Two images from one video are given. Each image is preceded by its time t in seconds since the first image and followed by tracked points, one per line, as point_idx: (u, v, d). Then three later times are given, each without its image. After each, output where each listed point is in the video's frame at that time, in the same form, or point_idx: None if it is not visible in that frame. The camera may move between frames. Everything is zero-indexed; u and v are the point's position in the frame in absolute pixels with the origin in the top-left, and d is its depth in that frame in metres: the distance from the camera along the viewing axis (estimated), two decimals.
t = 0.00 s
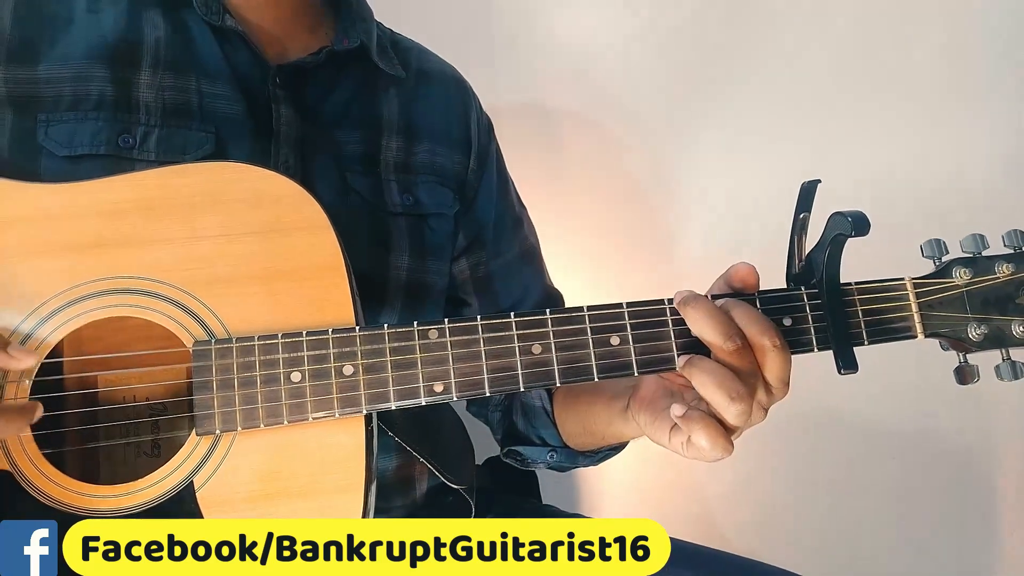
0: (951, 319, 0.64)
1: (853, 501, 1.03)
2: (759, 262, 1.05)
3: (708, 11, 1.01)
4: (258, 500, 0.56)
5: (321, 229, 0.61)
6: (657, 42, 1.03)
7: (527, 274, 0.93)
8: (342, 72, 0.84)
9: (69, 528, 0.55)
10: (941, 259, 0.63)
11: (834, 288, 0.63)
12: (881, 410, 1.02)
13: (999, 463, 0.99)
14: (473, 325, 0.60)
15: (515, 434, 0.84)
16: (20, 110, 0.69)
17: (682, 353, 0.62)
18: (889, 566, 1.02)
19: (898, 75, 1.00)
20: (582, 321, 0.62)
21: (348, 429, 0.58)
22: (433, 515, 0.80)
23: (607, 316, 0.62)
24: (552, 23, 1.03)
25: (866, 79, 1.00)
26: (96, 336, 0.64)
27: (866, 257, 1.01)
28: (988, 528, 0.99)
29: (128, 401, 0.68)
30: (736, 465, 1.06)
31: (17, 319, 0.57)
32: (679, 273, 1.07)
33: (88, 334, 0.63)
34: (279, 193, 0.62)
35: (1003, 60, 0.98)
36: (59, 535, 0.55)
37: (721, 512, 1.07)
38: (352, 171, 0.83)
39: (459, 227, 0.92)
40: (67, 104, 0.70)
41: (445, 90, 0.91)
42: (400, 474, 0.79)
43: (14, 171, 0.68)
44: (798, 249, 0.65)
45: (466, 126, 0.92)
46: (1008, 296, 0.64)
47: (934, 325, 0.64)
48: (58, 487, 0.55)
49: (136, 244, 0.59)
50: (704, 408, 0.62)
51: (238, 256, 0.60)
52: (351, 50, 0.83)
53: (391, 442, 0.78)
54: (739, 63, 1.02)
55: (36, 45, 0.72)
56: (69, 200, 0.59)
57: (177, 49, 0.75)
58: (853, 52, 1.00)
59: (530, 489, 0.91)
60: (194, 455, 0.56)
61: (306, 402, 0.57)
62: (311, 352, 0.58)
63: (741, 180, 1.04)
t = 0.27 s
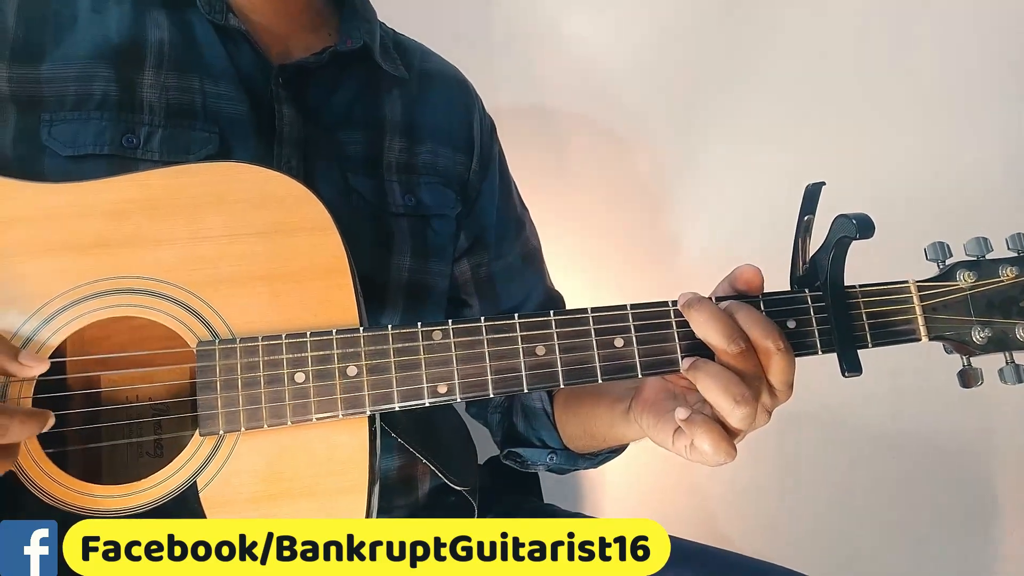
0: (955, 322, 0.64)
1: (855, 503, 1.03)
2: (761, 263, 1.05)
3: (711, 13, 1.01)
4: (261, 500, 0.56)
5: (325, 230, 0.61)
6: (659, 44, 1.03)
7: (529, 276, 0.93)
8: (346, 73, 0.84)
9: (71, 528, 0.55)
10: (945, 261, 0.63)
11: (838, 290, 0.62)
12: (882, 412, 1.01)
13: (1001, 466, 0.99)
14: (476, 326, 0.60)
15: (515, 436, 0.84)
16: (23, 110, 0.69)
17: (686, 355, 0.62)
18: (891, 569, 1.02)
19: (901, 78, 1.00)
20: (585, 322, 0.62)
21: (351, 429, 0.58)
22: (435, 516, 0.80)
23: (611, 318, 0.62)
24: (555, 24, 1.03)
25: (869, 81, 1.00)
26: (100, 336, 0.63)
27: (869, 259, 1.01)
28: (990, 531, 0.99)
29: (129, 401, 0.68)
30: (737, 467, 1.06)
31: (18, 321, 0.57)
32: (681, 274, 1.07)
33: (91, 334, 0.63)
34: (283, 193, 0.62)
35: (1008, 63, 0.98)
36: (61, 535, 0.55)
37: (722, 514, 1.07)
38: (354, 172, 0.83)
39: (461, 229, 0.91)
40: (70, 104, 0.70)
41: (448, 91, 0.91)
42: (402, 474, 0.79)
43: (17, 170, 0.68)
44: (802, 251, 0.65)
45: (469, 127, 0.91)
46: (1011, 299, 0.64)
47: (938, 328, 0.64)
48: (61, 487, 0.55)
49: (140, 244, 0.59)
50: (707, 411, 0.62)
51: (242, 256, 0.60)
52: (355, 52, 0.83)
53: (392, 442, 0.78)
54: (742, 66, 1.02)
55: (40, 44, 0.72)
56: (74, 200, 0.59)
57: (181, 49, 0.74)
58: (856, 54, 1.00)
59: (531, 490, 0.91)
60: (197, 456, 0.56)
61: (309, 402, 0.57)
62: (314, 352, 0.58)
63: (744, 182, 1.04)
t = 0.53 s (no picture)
0: (957, 323, 0.64)
1: (855, 503, 1.02)
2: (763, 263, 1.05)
3: (714, 12, 1.00)
4: (258, 501, 0.56)
5: (323, 229, 0.61)
6: (661, 43, 1.02)
7: (530, 278, 0.92)
8: (345, 73, 0.84)
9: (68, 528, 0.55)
10: (947, 262, 0.63)
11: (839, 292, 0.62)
12: (884, 413, 1.01)
13: (1003, 467, 0.99)
14: (475, 326, 0.60)
15: (516, 437, 0.84)
16: (21, 108, 0.69)
17: (685, 356, 0.61)
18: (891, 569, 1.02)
19: (905, 77, 0.99)
20: (584, 323, 0.61)
21: (348, 430, 0.58)
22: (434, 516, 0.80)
23: (610, 319, 0.61)
24: (556, 22, 1.02)
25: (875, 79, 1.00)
26: (99, 335, 0.63)
27: (871, 259, 1.01)
28: (991, 533, 0.99)
29: (127, 401, 0.68)
30: (738, 467, 1.06)
31: (16, 320, 0.57)
32: (681, 274, 1.07)
33: (89, 334, 0.63)
34: (281, 192, 0.61)
35: (1013, 61, 0.97)
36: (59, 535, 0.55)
37: (723, 514, 1.07)
38: (353, 172, 0.82)
39: (461, 230, 0.91)
40: (68, 102, 0.70)
41: (448, 90, 0.91)
42: (401, 474, 0.79)
43: (15, 169, 0.68)
44: (803, 252, 0.65)
45: (469, 127, 0.91)
46: (1014, 301, 0.64)
47: (940, 329, 0.64)
48: (58, 487, 0.55)
49: (137, 244, 0.59)
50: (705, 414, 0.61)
51: (239, 256, 0.59)
52: (356, 51, 0.83)
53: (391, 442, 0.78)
54: (745, 65, 1.01)
55: (38, 42, 0.71)
56: (71, 199, 0.59)
57: (180, 47, 0.74)
58: (860, 52, 1.00)
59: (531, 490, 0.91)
60: (193, 456, 0.56)
61: (307, 403, 0.57)
62: (311, 353, 0.58)
63: (745, 181, 1.04)
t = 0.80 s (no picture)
0: (958, 325, 0.64)
1: (857, 506, 1.02)
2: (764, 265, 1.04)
3: (711, 16, 1.00)
4: (257, 501, 0.56)
5: (323, 230, 0.61)
6: (661, 43, 1.02)
7: (529, 283, 0.92)
8: (346, 75, 0.84)
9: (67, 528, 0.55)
10: (949, 264, 0.63)
11: (840, 293, 0.62)
12: (886, 415, 1.01)
13: (1006, 470, 0.98)
14: (475, 327, 0.60)
15: (513, 441, 0.84)
16: (22, 110, 0.69)
17: (686, 357, 0.61)
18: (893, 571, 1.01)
19: (900, 82, 0.99)
20: (584, 324, 0.61)
21: (348, 430, 0.58)
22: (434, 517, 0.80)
23: (610, 320, 0.61)
24: (556, 23, 1.02)
25: (875, 82, 1.00)
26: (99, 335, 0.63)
27: (872, 261, 1.00)
28: (994, 536, 0.98)
29: (128, 401, 0.68)
30: (739, 470, 1.06)
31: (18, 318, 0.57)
32: (682, 275, 1.07)
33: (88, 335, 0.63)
34: (281, 193, 0.61)
35: (1014, 63, 0.97)
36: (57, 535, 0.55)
37: (724, 516, 1.06)
38: (353, 174, 0.82)
39: (460, 234, 0.91)
40: (70, 103, 0.70)
41: (449, 93, 0.91)
42: (400, 474, 0.80)
43: (17, 171, 0.68)
44: (803, 254, 0.65)
45: (469, 129, 0.91)
46: (1016, 303, 0.63)
47: (941, 331, 0.63)
48: (58, 486, 0.55)
49: (138, 245, 0.59)
50: (706, 415, 0.61)
51: (239, 257, 0.59)
52: (357, 55, 0.83)
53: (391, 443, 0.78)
54: (745, 66, 1.01)
55: (40, 44, 0.72)
56: (72, 200, 0.59)
57: (181, 49, 0.74)
58: (860, 54, 1.00)
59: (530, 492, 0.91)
60: (193, 456, 0.56)
61: (306, 403, 0.57)
62: (311, 353, 0.58)
63: (746, 183, 1.04)
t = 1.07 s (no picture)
0: (954, 325, 0.64)
1: (856, 507, 1.02)
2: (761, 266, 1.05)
3: (708, 20, 1.01)
4: (258, 499, 0.56)
5: (325, 230, 0.61)
6: (659, 44, 1.03)
7: (526, 283, 0.92)
8: (346, 78, 0.85)
9: (68, 526, 0.55)
10: (944, 265, 0.63)
11: (837, 293, 0.62)
12: (883, 416, 1.01)
13: (1002, 470, 0.99)
14: (475, 326, 0.60)
15: (508, 441, 0.85)
16: (25, 111, 0.70)
17: (685, 356, 0.62)
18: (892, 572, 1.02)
19: (895, 86, 1.00)
20: (584, 323, 0.62)
21: (349, 428, 0.58)
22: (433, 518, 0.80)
23: (610, 319, 0.62)
24: (555, 25, 1.04)
25: (870, 85, 1.01)
26: (99, 335, 0.63)
27: (868, 262, 1.01)
28: (991, 536, 0.99)
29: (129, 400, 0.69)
30: (737, 471, 1.06)
31: (21, 317, 0.57)
32: (680, 276, 1.08)
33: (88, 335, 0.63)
34: (284, 193, 0.62)
35: (1006, 68, 0.98)
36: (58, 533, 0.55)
37: (723, 518, 1.06)
38: (353, 175, 0.83)
39: (458, 234, 0.92)
40: (73, 106, 0.71)
41: (448, 96, 0.92)
42: (401, 473, 0.79)
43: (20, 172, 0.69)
44: (800, 254, 0.65)
45: (469, 131, 0.92)
46: (1010, 303, 0.64)
47: (938, 331, 0.64)
48: (60, 484, 0.55)
49: (141, 245, 0.59)
50: (705, 410, 0.62)
51: (242, 257, 0.60)
52: (357, 57, 0.84)
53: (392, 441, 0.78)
54: (738, 72, 1.02)
55: (43, 47, 0.72)
56: (75, 201, 0.59)
57: (183, 53, 0.75)
58: (853, 58, 1.01)
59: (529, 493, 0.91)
60: (195, 454, 0.56)
61: (308, 402, 0.57)
62: (313, 351, 0.58)
63: (743, 184, 1.04)
